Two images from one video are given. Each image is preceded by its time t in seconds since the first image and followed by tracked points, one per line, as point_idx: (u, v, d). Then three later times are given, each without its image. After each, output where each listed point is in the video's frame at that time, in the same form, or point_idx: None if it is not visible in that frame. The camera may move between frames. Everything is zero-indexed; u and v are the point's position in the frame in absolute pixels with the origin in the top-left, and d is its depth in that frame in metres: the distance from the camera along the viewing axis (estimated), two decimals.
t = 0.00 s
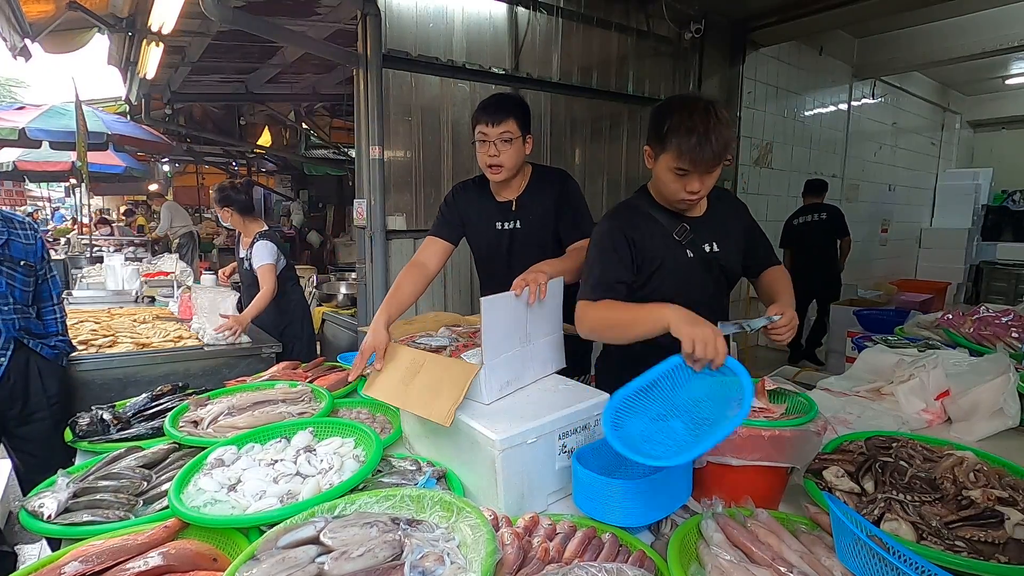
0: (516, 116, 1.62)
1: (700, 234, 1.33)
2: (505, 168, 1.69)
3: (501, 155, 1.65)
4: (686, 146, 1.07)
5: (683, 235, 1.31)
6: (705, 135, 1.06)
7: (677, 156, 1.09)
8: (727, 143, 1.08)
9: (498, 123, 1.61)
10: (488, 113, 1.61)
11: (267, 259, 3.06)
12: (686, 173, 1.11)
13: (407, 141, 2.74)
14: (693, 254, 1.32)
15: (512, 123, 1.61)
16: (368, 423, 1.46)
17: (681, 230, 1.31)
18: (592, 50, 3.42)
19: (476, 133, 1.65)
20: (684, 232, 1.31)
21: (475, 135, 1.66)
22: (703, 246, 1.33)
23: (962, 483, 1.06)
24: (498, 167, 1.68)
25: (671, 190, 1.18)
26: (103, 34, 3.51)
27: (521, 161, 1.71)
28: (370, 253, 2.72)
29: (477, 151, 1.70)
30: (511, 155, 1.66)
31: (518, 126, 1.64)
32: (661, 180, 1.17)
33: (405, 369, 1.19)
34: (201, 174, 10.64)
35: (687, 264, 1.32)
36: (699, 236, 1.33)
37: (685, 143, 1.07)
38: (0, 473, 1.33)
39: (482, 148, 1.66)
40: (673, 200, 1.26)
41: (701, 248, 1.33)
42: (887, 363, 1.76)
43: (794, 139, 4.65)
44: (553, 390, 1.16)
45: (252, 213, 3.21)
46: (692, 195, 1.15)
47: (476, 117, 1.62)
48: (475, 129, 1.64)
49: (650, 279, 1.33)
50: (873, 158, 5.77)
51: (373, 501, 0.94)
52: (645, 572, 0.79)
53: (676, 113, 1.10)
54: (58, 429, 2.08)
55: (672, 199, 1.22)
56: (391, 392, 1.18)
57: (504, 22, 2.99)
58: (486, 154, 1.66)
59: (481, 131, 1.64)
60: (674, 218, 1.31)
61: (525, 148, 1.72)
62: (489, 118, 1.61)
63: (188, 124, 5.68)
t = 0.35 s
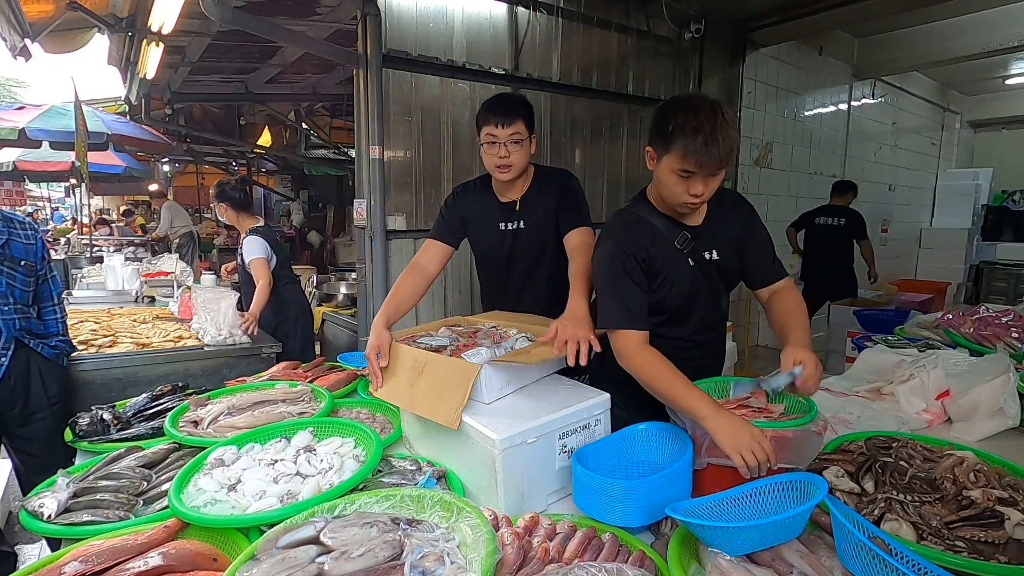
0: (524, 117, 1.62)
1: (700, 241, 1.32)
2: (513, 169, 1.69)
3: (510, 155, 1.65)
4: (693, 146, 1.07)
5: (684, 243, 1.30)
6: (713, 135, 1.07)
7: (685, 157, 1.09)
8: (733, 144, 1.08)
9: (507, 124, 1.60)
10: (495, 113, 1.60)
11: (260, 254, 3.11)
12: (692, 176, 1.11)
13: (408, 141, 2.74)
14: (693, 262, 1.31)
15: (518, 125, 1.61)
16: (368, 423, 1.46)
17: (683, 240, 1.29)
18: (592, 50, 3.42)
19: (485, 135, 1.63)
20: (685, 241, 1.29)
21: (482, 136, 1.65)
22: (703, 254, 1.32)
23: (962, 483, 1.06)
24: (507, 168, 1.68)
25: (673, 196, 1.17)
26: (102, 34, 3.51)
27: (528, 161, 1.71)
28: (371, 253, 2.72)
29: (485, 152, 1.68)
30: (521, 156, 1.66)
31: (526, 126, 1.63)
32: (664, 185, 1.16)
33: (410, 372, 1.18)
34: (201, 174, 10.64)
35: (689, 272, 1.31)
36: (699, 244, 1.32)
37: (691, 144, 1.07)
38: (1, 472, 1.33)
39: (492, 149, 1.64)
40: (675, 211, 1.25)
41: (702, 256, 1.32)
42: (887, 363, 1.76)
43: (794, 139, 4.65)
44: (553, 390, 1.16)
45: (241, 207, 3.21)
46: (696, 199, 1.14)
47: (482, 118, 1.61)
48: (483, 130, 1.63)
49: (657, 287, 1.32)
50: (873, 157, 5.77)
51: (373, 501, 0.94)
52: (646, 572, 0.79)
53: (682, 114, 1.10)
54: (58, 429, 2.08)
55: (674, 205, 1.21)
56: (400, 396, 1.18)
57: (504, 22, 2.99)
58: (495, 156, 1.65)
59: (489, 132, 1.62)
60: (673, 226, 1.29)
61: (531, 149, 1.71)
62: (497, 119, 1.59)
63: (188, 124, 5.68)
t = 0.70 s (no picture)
0: (530, 122, 1.62)
1: (700, 239, 1.31)
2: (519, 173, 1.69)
3: (516, 160, 1.65)
4: (704, 149, 1.06)
5: (684, 241, 1.28)
6: (727, 140, 1.05)
7: (696, 160, 1.07)
8: (745, 148, 1.08)
9: (513, 130, 1.59)
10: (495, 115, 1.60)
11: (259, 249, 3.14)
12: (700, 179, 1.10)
13: (408, 141, 2.74)
14: (693, 261, 1.30)
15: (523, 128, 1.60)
16: (368, 423, 1.46)
17: (682, 237, 1.28)
18: (592, 50, 3.42)
19: (490, 139, 1.63)
20: (684, 240, 1.28)
21: (487, 140, 1.64)
22: (703, 252, 1.31)
23: (962, 483, 1.06)
24: (511, 173, 1.68)
25: (679, 195, 1.16)
26: (102, 34, 3.51)
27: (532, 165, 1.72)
28: (371, 253, 2.72)
29: (489, 156, 1.68)
30: (526, 161, 1.67)
31: (532, 132, 1.63)
32: (671, 184, 1.16)
33: (404, 365, 1.17)
34: (201, 174, 10.64)
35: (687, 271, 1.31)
36: (699, 242, 1.31)
37: (707, 148, 1.05)
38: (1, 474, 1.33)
39: (497, 153, 1.65)
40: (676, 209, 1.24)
41: (702, 254, 1.31)
42: (888, 363, 1.76)
43: (794, 139, 4.65)
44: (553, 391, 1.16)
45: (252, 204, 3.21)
46: (701, 201, 1.14)
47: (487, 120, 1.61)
48: (490, 134, 1.62)
49: (655, 286, 1.31)
50: (873, 158, 5.77)
51: (373, 501, 0.94)
52: (646, 572, 0.79)
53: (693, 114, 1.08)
54: (59, 428, 2.08)
55: (676, 204, 1.21)
56: (388, 381, 1.16)
57: (504, 22, 2.99)
58: (500, 160, 1.65)
59: (495, 137, 1.62)
60: (674, 224, 1.27)
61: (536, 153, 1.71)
62: (505, 123, 1.58)
63: (188, 124, 5.68)
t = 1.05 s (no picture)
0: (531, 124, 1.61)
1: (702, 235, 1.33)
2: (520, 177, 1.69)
3: (518, 164, 1.65)
4: (726, 163, 1.09)
5: (691, 236, 1.30)
6: (753, 155, 1.08)
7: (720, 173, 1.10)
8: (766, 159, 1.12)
9: (515, 134, 1.60)
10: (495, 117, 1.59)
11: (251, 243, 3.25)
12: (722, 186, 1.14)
13: (408, 141, 2.74)
14: (700, 254, 1.32)
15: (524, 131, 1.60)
16: (368, 423, 1.46)
17: (690, 230, 1.30)
18: (592, 49, 3.42)
19: (491, 144, 1.63)
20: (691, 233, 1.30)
21: (488, 145, 1.64)
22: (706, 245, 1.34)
23: (962, 483, 1.05)
24: (513, 176, 1.69)
25: (696, 199, 1.20)
26: (102, 34, 3.51)
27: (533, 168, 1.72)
28: (371, 253, 2.72)
29: (490, 161, 1.68)
30: (528, 164, 1.67)
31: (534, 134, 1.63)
32: (690, 189, 1.18)
33: (402, 353, 1.17)
34: (201, 174, 10.63)
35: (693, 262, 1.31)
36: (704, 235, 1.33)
37: (735, 164, 1.08)
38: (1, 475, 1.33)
39: (499, 158, 1.65)
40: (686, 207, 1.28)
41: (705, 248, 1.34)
42: (888, 363, 1.76)
43: (794, 139, 4.65)
44: (553, 391, 1.16)
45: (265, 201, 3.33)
46: (717, 205, 1.19)
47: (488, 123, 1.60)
48: (491, 139, 1.62)
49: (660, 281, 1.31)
50: (873, 157, 5.77)
51: (373, 501, 0.94)
52: (646, 572, 0.79)
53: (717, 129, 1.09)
54: (60, 429, 2.08)
55: (691, 205, 1.24)
56: (383, 361, 1.14)
57: (504, 22, 2.99)
58: (502, 165, 1.66)
59: (495, 141, 1.62)
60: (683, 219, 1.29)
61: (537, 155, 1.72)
62: (508, 127, 1.59)
63: (188, 124, 5.68)
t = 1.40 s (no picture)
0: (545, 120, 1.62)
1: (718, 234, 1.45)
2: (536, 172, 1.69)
3: (535, 161, 1.65)
4: (750, 161, 1.22)
5: (705, 232, 1.44)
6: (774, 157, 1.21)
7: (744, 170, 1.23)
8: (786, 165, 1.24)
9: (533, 131, 1.60)
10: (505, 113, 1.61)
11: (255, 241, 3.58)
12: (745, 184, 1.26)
13: (408, 141, 2.74)
14: (712, 250, 1.44)
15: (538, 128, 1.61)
16: (368, 423, 1.46)
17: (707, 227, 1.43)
18: (592, 49, 3.42)
19: (508, 140, 1.62)
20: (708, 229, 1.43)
21: (505, 142, 1.64)
22: (723, 245, 1.45)
23: (961, 483, 1.06)
24: (529, 173, 1.69)
25: (720, 196, 1.33)
26: (102, 34, 3.51)
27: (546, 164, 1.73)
28: (371, 253, 2.71)
29: (506, 158, 1.68)
30: (543, 160, 1.67)
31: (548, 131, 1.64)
32: (716, 186, 1.31)
33: (400, 354, 1.17)
34: (201, 174, 10.64)
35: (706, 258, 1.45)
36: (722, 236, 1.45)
37: (756, 164, 1.21)
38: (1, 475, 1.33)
39: (516, 154, 1.65)
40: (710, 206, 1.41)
41: (722, 247, 1.46)
42: (888, 363, 1.76)
43: (794, 138, 4.65)
44: (553, 390, 1.16)
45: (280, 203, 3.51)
46: (738, 203, 1.31)
47: (503, 120, 1.60)
48: (507, 135, 1.62)
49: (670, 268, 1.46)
50: (873, 157, 5.78)
51: (373, 501, 0.94)
52: (646, 572, 0.79)
53: (744, 132, 1.22)
54: (59, 429, 2.08)
55: (715, 203, 1.37)
56: (382, 360, 1.14)
57: (504, 22, 2.99)
58: (519, 161, 1.65)
59: (513, 137, 1.61)
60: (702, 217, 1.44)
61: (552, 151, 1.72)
62: (525, 124, 1.59)
63: (188, 124, 5.68)
